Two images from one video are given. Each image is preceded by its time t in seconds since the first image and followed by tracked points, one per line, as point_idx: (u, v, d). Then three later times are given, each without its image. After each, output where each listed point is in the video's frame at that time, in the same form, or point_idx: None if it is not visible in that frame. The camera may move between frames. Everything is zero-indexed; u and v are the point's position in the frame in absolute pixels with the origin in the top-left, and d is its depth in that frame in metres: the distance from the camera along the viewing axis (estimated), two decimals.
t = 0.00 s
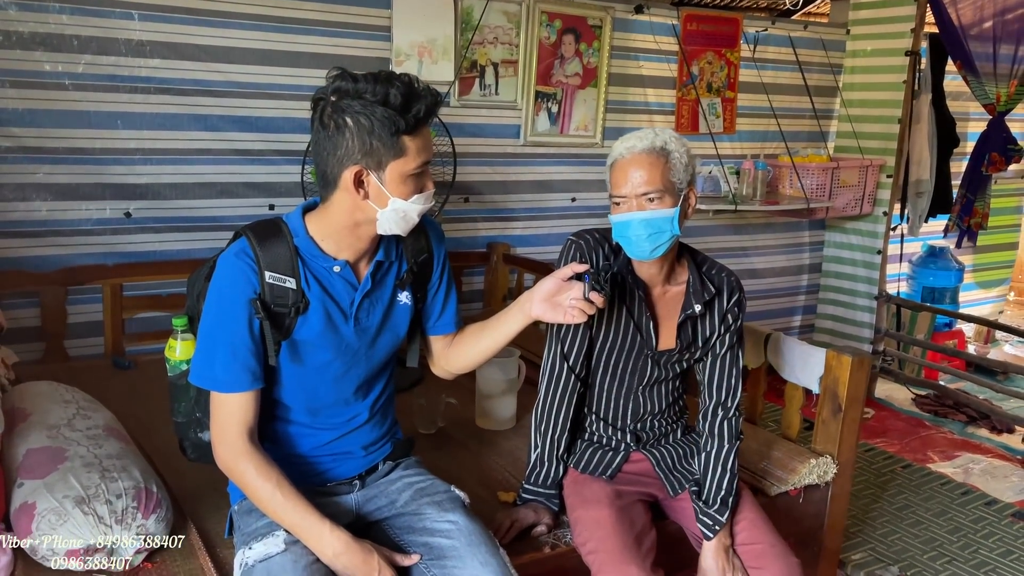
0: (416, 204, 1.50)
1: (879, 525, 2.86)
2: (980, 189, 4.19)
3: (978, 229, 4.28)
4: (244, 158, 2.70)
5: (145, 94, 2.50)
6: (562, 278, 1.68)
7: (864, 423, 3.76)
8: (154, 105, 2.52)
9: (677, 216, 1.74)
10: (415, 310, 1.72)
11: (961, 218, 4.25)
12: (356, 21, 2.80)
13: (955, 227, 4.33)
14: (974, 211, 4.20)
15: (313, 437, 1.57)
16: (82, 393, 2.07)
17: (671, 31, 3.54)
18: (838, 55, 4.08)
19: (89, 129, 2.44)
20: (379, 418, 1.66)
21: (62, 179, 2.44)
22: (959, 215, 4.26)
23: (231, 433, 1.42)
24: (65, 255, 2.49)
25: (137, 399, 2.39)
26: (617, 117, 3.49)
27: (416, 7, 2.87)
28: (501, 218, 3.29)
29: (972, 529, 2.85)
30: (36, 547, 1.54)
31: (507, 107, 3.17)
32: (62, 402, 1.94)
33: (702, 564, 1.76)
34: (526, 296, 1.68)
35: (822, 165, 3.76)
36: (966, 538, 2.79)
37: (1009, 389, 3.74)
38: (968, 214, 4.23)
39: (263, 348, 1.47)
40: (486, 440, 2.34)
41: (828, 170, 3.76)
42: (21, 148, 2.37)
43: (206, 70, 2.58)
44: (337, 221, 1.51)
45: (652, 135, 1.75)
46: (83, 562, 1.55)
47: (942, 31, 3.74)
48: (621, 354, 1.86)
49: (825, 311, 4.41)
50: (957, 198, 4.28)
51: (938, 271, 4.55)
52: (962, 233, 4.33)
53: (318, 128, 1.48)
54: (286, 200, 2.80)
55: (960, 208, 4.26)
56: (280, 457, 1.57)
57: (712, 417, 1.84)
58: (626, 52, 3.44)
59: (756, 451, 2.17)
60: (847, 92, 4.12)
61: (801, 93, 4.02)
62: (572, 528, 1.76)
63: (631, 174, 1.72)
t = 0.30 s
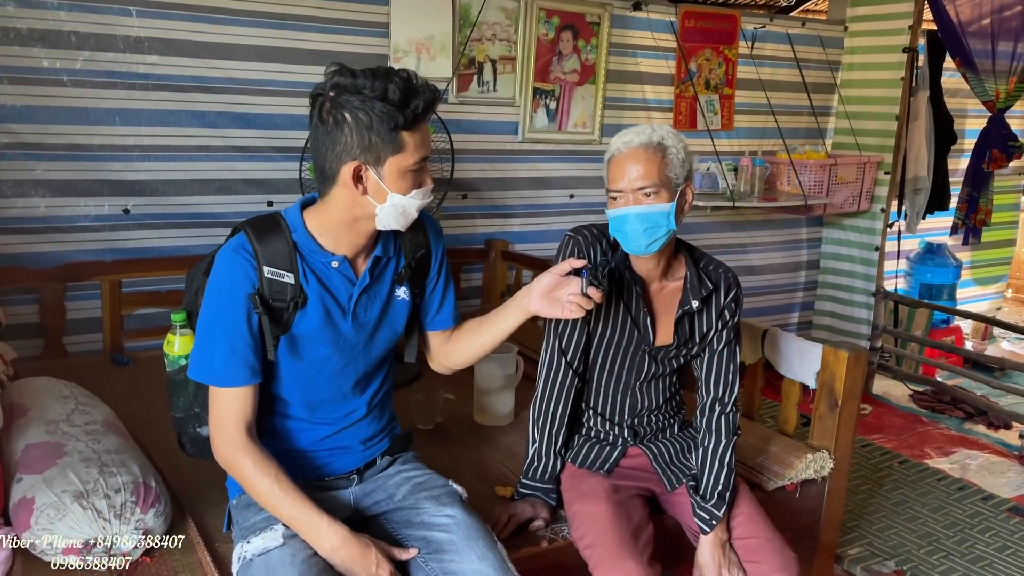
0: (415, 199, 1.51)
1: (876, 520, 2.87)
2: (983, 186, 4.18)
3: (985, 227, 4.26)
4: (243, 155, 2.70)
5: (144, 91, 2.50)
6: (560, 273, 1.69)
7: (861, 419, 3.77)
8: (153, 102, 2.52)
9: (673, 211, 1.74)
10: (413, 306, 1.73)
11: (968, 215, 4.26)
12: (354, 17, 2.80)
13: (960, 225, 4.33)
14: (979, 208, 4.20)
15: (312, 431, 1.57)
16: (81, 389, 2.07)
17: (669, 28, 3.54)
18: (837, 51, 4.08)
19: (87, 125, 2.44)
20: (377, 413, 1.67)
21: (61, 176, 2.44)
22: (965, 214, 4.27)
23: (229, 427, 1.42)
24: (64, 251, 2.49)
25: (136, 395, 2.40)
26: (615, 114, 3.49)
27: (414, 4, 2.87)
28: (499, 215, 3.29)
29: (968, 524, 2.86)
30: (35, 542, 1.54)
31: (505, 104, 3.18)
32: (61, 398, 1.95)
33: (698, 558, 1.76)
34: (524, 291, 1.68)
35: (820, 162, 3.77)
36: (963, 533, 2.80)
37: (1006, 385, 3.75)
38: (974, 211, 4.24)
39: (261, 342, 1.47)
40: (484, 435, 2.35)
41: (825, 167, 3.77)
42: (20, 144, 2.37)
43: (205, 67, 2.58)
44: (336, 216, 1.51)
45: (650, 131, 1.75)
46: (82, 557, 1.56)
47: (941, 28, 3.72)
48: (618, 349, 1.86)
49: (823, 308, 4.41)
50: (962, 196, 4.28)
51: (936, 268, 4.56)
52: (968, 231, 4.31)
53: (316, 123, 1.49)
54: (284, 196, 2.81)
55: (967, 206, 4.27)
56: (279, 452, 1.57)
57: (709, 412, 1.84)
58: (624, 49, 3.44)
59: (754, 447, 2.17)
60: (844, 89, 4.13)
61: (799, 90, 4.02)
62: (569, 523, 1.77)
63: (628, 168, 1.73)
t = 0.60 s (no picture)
0: (411, 194, 1.51)
1: (871, 516, 2.88)
2: (982, 183, 4.18)
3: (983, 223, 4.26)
4: (239, 151, 2.70)
5: (140, 87, 2.50)
6: (556, 269, 1.70)
7: (858, 416, 3.78)
8: (149, 98, 2.52)
9: (669, 206, 1.74)
10: (409, 301, 1.73)
11: (967, 212, 4.25)
12: (351, 14, 2.80)
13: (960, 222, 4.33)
14: (978, 205, 4.20)
15: (308, 427, 1.58)
16: (77, 385, 2.07)
17: (666, 25, 3.54)
18: (833, 48, 4.09)
19: (83, 121, 2.44)
20: (373, 408, 1.67)
21: (57, 172, 2.44)
22: (964, 210, 4.26)
23: (225, 422, 1.43)
24: (60, 248, 2.49)
25: (132, 392, 2.40)
26: (612, 110, 3.49)
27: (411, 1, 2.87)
28: (496, 212, 3.30)
29: (963, 519, 2.87)
30: (31, 537, 1.54)
31: (502, 100, 3.18)
32: (57, 394, 1.95)
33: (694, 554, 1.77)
34: (520, 286, 1.69)
35: (816, 158, 3.77)
36: (958, 528, 2.81)
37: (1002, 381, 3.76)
38: (973, 208, 4.22)
39: (257, 338, 1.47)
40: (481, 431, 2.35)
41: (822, 164, 3.78)
42: (15, 141, 2.36)
43: (202, 63, 2.58)
44: (332, 211, 1.51)
45: (645, 127, 1.75)
46: (78, 551, 1.56)
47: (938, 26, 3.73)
48: (614, 346, 1.87)
49: (820, 305, 4.41)
50: (962, 193, 4.28)
51: (932, 264, 4.56)
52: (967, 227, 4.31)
53: (312, 119, 1.49)
54: (280, 192, 2.81)
55: (966, 203, 4.27)
56: (275, 447, 1.57)
57: (705, 407, 1.84)
58: (620, 45, 3.44)
59: (750, 443, 2.18)
60: (841, 86, 4.13)
61: (796, 87, 4.03)
62: (565, 518, 1.77)
63: (623, 165, 1.73)
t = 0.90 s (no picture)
0: (405, 191, 1.51)
1: (868, 513, 2.88)
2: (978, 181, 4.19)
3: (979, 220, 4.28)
4: (235, 148, 2.70)
5: (136, 84, 2.49)
6: (552, 266, 1.70)
7: (854, 413, 3.78)
8: (144, 95, 2.51)
9: (665, 204, 1.74)
10: (405, 298, 1.73)
11: (962, 210, 4.27)
12: (347, 11, 2.79)
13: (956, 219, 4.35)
14: (974, 203, 4.21)
15: (303, 424, 1.57)
16: (73, 382, 2.07)
17: (663, 22, 3.54)
18: (830, 46, 4.09)
19: (78, 118, 2.43)
20: (369, 405, 1.67)
21: (51, 169, 2.43)
22: (960, 209, 4.27)
23: (220, 419, 1.42)
24: (55, 245, 2.49)
25: (128, 389, 2.40)
26: (609, 108, 3.49)
27: None
28: (493, 209, 3.29)
29: (959, 516, 2.87)
30: (26, 534, 1.54)
31: (498, 98, 3.17)
32: (52, 391, 1.94)
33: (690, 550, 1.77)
34: (516, 283, 1.68)
35: (814, 156, 3.77)
36: (954, 525, 2.81)
37: (999, 379, 3.76)
38: (968, 205, 4.24)
39: (252, 334, 1.47)
40: (477, 428, 2.35)
41: (820, 161, 3.77)
42: (11, 138, 2.36)
43: (197, 60, 2.57)
44: (327, 208, 1.51)
45: (640, 124, 1.75)
46: (73, 547, 1.56)
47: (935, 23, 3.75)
48: (611, 343, 1.87)
49: (817, 303, 4.41)
50: (956, 191, 4.28)
51: (929, 262, 4.55)
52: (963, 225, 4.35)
53: (307, 115, 1.49)
54: (277, 190, 2.80)
55: (960, 200, 4.27)
56: (270, 444, 1.57)
57: (701, 405, 1.84)
58: (617, 43, 3.43)
59: (746, 440, 2.18)
60: (838, 84, 4.13)
61: (794, 84, 4.03)
62: (561, 515, 1.77)
63: (619, 163, 1.73)
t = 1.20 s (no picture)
0: (402, 188, 1.50)
1: (865, 511, 2.89)
2: (970, 179, 4.20)
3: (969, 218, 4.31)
4: (233, 146, 2.70)
5: (133, 82, 2.49)
6: (549, 263, 1.70)
7: (851, 411, 3.79)
8: (142, 93, 2.51)
9: (661, 201, 1.74)
10: (402, 295, 1.73)
11: (953, 207, 4.27)
12: (344, 8, 2.79)
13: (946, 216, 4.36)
14: (965, 201, 4.23)
15: (301, 422, 1.57)
16: (70, 380, 2.07)
17: (660, 20, 3.54)
18: (828, 44, 4.09)
19: (75, 116, 2.43)
20: (366, 403, 1.67)
21: (48, 167, 2.43)
22: (950, 206, 4.28)
23: (217, 417, 1.42)
24: (52, 243, 2.48)
25: (125, 387, 2.39)
26: (606, 106, 3.49)
27: None
28: (490, 207, 3.29)
29: (956, 514, 2.88)
30: (22, 532, 1.54)
31: (496, 96, 3.17)
32: (50, 389, 1.94)
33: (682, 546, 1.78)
34: (514, 280, 1.69)
35: (811, 154, 3.77)
36: (950, 522, 2.82)
37: (995, 377, 3.77)
38: (960, 203, 4.25)
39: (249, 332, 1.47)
40: (475, 426, 2.36)
41: (817, 159, 3.78)
42: (8, 136, 2.35)
43: (194, 58, 2.57)
44: (324, 205, 1.51)
45: (635, 121, 1.75)
46: (70, 545, 1.56)
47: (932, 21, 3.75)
48: (607, 340, 1.87)
49: (815, 301, 4.42)
50: (946, 187, 4.29)
51: (926, 261, 4.56)
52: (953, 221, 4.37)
53: (303, 113, 1.49)
54: (274, 188, 2.80)
55: (951, 198, 4.28)
56: (268, 442, 1.57)
57: (698, 402, 1.84)
58: (615, 41, 3.44)
59: (742, 437, 2.19)
60: (835, 83, 4.14)
61: (791, 83, 4.03)
62: (558, 513, 1.77)
63: (614, 160, 1.73)
